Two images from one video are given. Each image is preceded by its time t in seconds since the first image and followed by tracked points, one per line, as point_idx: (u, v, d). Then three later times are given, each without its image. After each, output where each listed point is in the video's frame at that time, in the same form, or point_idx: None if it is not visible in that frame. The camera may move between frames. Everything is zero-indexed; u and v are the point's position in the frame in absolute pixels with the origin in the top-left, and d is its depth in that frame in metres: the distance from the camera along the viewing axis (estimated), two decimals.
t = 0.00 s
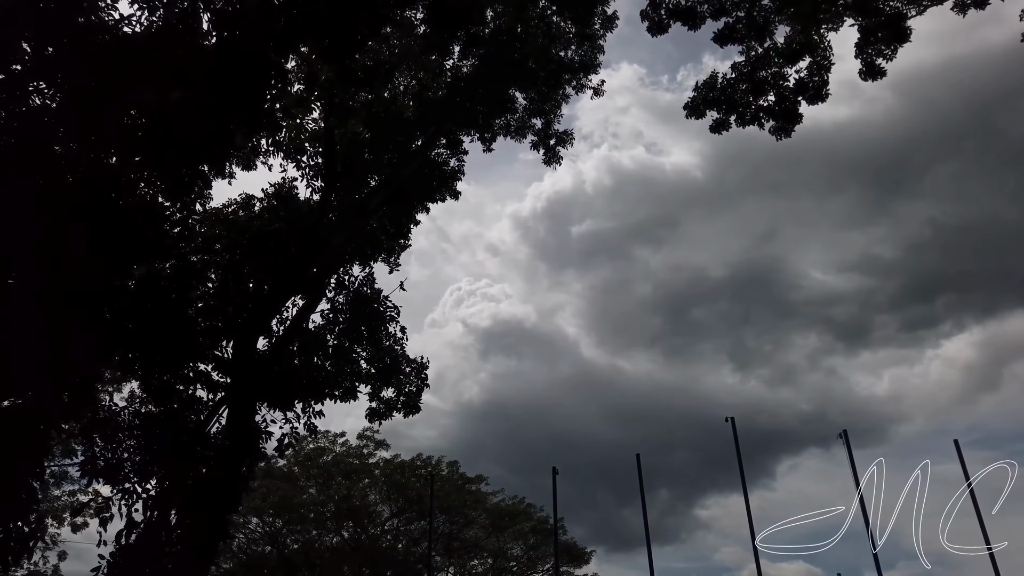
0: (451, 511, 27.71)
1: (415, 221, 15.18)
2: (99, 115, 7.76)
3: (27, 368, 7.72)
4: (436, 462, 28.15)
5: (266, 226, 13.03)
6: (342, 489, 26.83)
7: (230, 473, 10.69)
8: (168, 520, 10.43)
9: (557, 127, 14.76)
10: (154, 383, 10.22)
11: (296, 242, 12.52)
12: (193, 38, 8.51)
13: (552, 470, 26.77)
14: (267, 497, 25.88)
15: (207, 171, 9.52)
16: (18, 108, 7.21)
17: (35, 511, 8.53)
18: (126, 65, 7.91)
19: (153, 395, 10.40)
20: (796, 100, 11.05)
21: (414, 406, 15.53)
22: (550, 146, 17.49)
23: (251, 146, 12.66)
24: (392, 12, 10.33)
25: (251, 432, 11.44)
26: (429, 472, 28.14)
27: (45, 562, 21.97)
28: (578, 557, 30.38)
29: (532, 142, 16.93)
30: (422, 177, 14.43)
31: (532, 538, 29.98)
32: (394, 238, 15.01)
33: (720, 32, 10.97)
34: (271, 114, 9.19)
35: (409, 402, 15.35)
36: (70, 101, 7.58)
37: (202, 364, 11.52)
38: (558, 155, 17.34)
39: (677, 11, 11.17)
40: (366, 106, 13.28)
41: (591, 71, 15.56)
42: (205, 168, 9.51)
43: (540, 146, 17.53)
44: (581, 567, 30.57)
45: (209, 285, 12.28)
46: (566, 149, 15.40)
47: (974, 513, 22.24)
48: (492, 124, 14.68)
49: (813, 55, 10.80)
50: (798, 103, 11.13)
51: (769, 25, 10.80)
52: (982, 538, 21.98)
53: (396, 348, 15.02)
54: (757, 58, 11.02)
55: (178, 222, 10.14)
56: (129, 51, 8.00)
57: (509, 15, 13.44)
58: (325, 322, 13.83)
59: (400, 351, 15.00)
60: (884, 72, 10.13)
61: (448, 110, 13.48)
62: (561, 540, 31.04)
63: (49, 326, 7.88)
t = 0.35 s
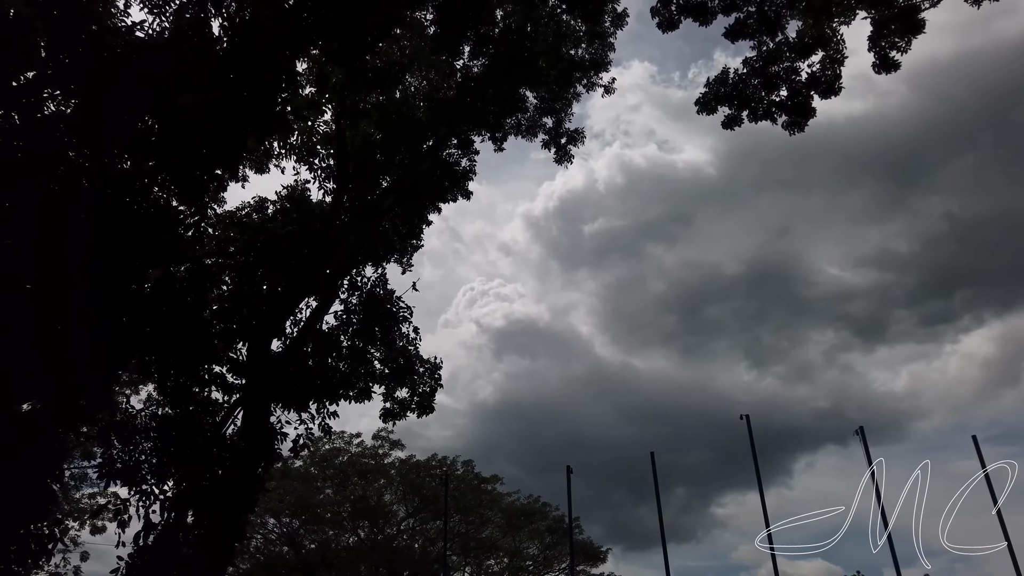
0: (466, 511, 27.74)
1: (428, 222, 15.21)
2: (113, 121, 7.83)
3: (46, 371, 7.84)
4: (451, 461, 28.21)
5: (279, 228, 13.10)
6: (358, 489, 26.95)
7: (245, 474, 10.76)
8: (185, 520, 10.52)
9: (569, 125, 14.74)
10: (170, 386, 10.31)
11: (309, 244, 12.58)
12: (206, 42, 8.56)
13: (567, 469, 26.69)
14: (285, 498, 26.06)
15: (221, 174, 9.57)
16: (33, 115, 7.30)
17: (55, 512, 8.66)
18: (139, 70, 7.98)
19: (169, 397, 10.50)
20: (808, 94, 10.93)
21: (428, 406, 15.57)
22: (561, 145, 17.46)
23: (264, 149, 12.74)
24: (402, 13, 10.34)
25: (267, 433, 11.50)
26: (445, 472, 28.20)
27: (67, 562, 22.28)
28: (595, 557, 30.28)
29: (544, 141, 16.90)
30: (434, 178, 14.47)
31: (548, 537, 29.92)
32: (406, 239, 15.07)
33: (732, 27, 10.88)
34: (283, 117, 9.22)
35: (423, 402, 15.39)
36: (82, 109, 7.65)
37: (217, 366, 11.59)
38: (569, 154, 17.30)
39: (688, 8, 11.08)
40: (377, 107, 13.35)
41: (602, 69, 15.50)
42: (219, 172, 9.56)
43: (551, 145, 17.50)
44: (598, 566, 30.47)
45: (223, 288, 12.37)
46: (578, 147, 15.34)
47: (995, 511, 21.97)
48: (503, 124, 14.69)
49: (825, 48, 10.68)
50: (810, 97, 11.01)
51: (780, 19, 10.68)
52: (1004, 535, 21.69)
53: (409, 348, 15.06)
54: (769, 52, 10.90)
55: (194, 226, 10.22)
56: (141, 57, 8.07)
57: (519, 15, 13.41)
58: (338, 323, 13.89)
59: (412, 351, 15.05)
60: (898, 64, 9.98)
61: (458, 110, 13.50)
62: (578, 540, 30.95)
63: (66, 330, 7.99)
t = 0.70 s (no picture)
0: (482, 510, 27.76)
1: (439, 222, 15.25)
2: (125, 126, 7.90)
3: (63, 374, 7.92)
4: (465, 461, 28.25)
5: (291, 230, 13.17)
6: (374, 489, 27.06)
7: (261, 475, 10.82)
8: (202, 521, 10.60)
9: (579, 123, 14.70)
10: (186, 388, 10.39)
11: (321, 245, 12.64)
12: (217, 46, 8.60)
13: (582, 468, 26.61)
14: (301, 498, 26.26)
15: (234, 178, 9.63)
16: (47, 121, 7.38)
17: (74, 513, 8.75)
18: (150, 75, 8.04)
19: (184, 399, 10.58)
20: (820, 88, 10.80)
21: (442, 406, 15.58)
22: (572, 144, 17.41)
23: (276, 152, 12.82)
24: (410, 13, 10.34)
25: (281, 435, 11.54)
26: (459, 471, 28.24)
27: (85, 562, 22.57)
28: (611, 555, 30.19)
29: (555, 139, 16.86)
30: (445, 178, 14.48)
31: (564, 536, 29.85)
32: (418, 240, 15.11)
33: (742, 22, 10.77)
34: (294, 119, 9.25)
35: (437, 402, 15.40)
36: (95, 115, 7.74)
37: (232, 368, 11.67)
38: (580, 152, 17.25)
39: (698, 3, 10.99)
40: (387, 108, 13.41)
41: (612, 66, 15.42)
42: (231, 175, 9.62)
43: (562, 144, 17.45)
44: (615, 565, 30.36)
45: (237, 290, 12.45)
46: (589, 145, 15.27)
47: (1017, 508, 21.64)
48: (513, 123, 14.67)
49: (837, 42, 10.54)
50: (822, 91, 10.88)
51: (791, 13, 10.56)
52: None
53: (422, 348, 15.08)
54: (780, 47, 10.78)
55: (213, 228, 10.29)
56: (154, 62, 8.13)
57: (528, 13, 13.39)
58: (352, 324, 13.94)
59: (426, 351, 15.08)
60: (912, 57, 9.82)
61: (468, 109, 13.49)
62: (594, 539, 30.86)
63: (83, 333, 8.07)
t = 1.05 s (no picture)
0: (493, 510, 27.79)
1: (448, 223, 15.31)
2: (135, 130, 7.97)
3: (75, 377, 8.01)
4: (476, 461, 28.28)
5: (300, 232, 13.25)
6: (385, 489, 27.14)
7: (271, 476, 10.88)
8: (213, 522, 10.69)
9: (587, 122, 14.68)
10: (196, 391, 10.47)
11: (330, 247, 12.70)
12: (223, 50, 8.64)
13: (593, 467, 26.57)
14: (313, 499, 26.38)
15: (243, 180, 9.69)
16: (57, 126, 7.45)
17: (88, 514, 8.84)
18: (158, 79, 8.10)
19: (195, 401, 10.65)
20: (828, 85, 10.72)
21: (452, 406, 15.60)
22: (580, 143, 17.40)
23: (285, 154, 12.90)
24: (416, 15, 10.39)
25: (292, 436, 11.59)
26: (471, 471, 28.27)
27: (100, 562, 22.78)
28: (623, 555, 30.10)
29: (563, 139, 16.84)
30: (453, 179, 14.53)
31: (576, 536, 29.79)
32: (426, 240, 15.18)
33: (749, 19, 10.71)
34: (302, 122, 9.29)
35: (446, 402, 15.44)
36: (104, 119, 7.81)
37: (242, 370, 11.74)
38: (588, 152, 17.23)
39: (705, 0, 10.94)
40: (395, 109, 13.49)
41: (620, 65, 15.39)
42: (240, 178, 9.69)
43: (570, 143, 17.44)
44: (627, 565, 30.27)
45: (247, 292, 12.53)
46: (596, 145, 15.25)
47: None
48: (521, 123, 14.69)
49: (845, 38, 10.46)
50: (831, 88, 10.79)
51: (798, 10, 10.49)
52: None
53: (431, 349, 15.13)
54: (787, 44, 10.71)
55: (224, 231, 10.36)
56: (162, 66, 8.19)
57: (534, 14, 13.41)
58: (361, 325, 13.99)
59: (435, 351, 15.12)
60: (921, 52, 9.73)
61: (475, 110, 13.53)
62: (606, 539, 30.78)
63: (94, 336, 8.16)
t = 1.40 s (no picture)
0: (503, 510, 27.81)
1: (455, 223, 15.35)
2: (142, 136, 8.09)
3: (85, 381, 8.10)
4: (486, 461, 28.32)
5: (308, 234, 13.30)
6: (395, 489, 27.23)
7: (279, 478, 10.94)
8: (223, 523, 10.77)
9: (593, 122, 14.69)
10: (206, 393, 10.52)
11: (337, 248, 12.76)
12: (230, 53, 8.69)
13: (603, 467, 26.54)
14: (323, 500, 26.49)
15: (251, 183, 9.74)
16: (65, 131, 7.53)
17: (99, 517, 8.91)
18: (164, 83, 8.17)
19: (204, 403, 10.73)
20: (835, 82, 10.66)
21: (459, 406, 15.64)
22: (587, 142, 17.40)
23: (292, 157, 12.97)
24: (421, 16, 10.42)
25: (300, 438, 11.64)
26: (480, 471, 28.31)
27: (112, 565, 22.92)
28: (634, 555, 30.04)
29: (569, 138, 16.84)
30: (460, 180, 14.58)
31: (587, 536, 29.74)
32: (433, 241, 15.23)
33: (755, 17, 10.66)
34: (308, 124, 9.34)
35: (454, 402, 15.48)
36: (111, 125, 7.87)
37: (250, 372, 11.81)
38: (595, 151, 17.23)
39: None
40: (401, 110, 13.54)
41: (626, 63, 15.37)
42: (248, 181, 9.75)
43: (577, 142, 17.44)
44: (638, 565, 30.20)
45: (255, 294, 12.61)
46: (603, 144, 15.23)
47: None
48: (527, 123, 14.70)
49: (852, 35, 10.40)
50: (838, 86, 10.73)
51: (805, 7, 10.43)
52: None
53: (439, 349, 15.19)
54: (794, 41, 10.66)
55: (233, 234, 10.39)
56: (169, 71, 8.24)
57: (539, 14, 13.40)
58: (368, 326, 14.06)
59: (442, 352, 15.17)
60: (929, 48, 9.65)
61: (481, 111, 13.55)
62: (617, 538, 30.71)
63: (103, 340, 8.24)
